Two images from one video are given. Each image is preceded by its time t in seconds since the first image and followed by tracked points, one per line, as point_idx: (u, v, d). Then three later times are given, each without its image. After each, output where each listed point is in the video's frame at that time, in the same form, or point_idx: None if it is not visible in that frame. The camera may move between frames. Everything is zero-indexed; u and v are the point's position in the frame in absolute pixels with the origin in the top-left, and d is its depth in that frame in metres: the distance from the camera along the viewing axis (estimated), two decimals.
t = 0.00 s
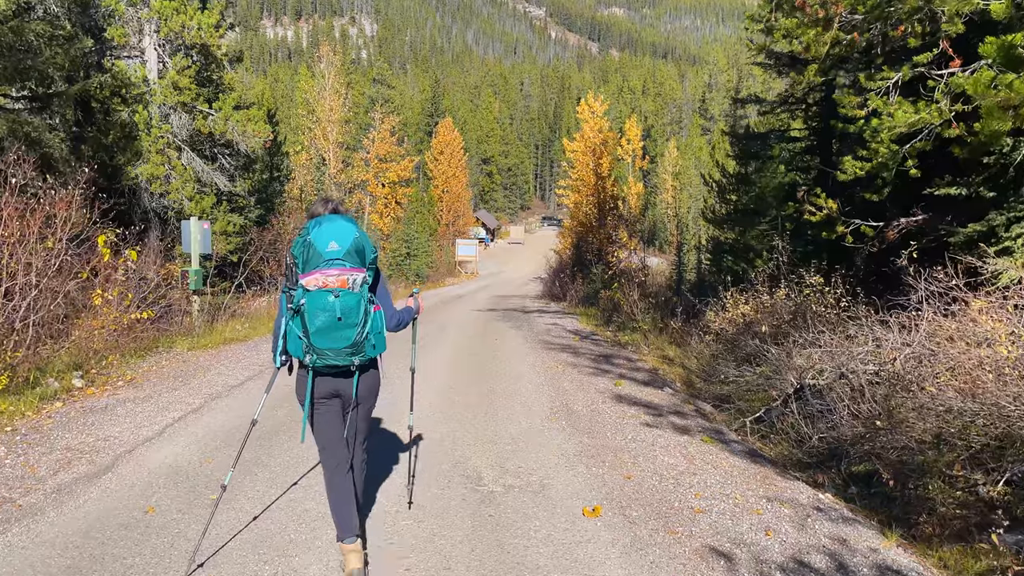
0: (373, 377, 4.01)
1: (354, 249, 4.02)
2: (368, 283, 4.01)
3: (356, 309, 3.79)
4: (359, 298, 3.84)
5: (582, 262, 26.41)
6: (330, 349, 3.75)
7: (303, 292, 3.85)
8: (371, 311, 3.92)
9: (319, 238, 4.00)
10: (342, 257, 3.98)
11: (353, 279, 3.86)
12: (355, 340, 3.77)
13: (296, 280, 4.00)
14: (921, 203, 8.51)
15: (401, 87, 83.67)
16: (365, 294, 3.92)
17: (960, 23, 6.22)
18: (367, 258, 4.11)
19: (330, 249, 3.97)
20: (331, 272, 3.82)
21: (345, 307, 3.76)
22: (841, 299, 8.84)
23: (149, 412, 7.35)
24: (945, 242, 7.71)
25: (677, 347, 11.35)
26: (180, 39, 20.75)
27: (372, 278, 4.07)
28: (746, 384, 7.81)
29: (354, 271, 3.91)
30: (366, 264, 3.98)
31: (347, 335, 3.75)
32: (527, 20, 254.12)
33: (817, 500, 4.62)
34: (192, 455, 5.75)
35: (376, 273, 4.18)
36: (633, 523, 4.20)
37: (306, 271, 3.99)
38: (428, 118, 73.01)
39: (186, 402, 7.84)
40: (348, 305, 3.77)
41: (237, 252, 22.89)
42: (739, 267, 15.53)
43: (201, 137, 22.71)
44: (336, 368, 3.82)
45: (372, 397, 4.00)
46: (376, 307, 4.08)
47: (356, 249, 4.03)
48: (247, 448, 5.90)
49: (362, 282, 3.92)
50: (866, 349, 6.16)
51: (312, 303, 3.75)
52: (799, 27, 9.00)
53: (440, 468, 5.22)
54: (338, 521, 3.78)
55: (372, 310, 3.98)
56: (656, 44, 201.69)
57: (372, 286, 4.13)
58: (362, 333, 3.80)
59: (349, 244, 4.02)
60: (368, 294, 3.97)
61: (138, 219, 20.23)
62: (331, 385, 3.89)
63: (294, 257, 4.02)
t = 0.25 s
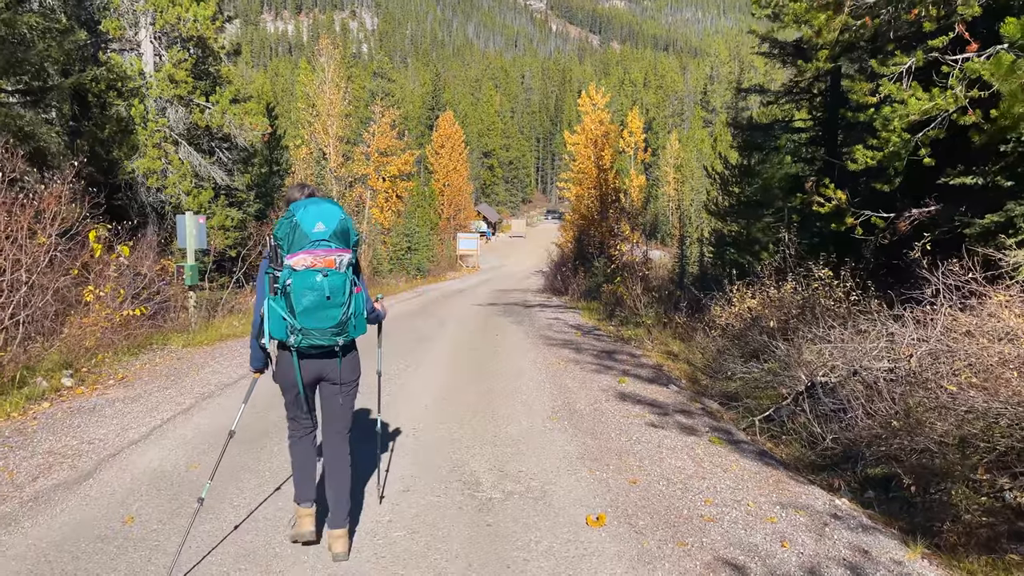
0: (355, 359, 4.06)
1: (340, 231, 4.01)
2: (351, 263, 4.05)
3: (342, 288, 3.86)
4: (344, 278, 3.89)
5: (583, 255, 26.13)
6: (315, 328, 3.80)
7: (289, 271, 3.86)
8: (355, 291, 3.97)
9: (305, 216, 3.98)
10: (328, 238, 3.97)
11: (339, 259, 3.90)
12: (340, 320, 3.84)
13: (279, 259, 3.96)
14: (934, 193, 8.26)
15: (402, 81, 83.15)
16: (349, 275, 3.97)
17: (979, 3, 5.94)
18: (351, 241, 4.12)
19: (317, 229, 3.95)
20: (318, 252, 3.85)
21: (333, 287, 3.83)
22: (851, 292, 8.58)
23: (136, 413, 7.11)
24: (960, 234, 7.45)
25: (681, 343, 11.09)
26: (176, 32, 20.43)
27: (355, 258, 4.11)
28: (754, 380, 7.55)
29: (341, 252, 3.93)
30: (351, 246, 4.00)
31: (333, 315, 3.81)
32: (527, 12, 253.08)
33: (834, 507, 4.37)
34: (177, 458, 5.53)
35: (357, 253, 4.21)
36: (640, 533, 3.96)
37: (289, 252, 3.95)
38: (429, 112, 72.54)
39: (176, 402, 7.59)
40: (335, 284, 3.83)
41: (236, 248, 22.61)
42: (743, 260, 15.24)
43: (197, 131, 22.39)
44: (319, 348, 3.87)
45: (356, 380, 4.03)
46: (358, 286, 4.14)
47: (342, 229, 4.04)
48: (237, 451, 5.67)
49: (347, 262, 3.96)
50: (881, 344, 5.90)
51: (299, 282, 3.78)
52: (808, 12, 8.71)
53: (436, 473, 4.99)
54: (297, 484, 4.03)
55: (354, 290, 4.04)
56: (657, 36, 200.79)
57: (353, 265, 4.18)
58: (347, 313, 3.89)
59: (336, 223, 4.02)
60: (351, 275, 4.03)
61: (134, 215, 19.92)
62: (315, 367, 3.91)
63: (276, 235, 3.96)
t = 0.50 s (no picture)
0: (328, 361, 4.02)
1: (306, 240, 3.91)
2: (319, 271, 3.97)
3: (310, 298, 3.78)
4: (311, 288, 3.82)
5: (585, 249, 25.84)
6: (284, 338, 3.75)
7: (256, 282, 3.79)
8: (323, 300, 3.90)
9: (270, 226, 3.88)
10: (294, 248, 3.87)
11: (306, 269, 3.82)
12: (309, 329, 3.78)
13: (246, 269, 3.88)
14: (948, 180, 8.01)
15: (402, 74, 82.66)
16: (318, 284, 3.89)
17: None
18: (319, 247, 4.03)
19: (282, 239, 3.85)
20: (284, 263, 3.76)
21: (299, 298, 3.74)
22: (862, 284, 8.32)
23: (121, 413, 6.85)
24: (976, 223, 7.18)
25: (686, 337, 10.82)
26: (171, 23, 20.11)
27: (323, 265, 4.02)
28: (763, 375, 7.29)
29: (308, 262, 3.83)
30: (318, 255, 3.91)
31: (300, 325, 3.75)
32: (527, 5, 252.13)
33: (851, 512, 4.10)
34: (160, 460, 5.28)
35: (326, 259, 4.13)
36: (646, 541, 3.71)
37: (256, 261, 3.87)
38: (429, 105, 72.11)
39: (163, 401, 7.34)
40: (302, 295, 3.75)
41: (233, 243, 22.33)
42: (748, 252, 14.94)
43: (194, 125, 22.08)
44: (288, 357, 3.82)
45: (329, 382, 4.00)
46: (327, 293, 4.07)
47: (309, 238, 3.94)
48: (222, 454, 5.44)
49: (315, 271, 3.88)
50: (895, 338, 5.64)
51: (265, 293, 3.71)
52: None
53: (430, 476, 4.73)
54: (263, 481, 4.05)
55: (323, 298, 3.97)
56: (658, 29, 199.92)
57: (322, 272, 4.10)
58: (315, 322, 3.82)
59: (302, 232, 3.92)
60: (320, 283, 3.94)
61: (130, 210, 19.55)
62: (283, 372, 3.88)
63: (245, 244, 3.89)
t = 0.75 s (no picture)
0: (296, 351, 4.27)
1: (276, 223, 4.15)
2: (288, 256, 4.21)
3: (275, 280, 4.01)
4: (277, 270, 4.05)
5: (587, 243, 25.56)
6: (250, 318, 3.98)
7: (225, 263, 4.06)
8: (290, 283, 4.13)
9: (242, 211, 4.14)
10: (263, 230, 4.13)
11: (273, 252, 4.05)
12: (274, 310, 4.00)
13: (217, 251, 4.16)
14: (963, 172, 7.75)
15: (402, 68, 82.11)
16: (286, 267, 4.12)
17: None
18: (290, 232, 4.25)
19: (252, 222, 4.11)
20: (251, 245, 4.01)
21: (264, 279, 3.98)
22: (873, 279, 8.07)
23: (109, 417, 6.63)
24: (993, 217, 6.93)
25: (691, 334, 10.56)
26: (168, 16, 19.80)
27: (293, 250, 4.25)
28: (773, 375, 7.04)
29: (275, 244, 4.08)
30: (287, 238, 4.15)
31: (265, 306, 3.97)
32: None
33: (875, 526, 3.86)
34: (145, 468, 5.06)
35: (298, 246, 4.36)
36: (655, 558, 3.48)
37: (227, 243, 4.15)
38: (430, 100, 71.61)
39: (152, 405, 7.10)
40: (266, 277, 3.99)
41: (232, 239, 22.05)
42: (754, 246, 14.67)
43: (191, 120, 21.78)
44: (255, 339, 4.05)
45: (295, 372, 4.26)
46: (297, 278, 4.29)
47: (278, 221, 4.18)
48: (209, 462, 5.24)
49: (283, 255, 4.11)
50: (912, 337, 5.41)
51: (232, 273, 3.96)
52: None
53: (425, 486, 4.50)
54: (247, 491, 3.93)
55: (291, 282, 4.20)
56: (659, 22, 199.01)
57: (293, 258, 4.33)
58: (281, 304, 4.04)
59: (272, 217, 4.17)
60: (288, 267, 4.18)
61: (127, 207, 19.24)
62: (252, 355, 4.09)
63: (217, 228, 4.16)
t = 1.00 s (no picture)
0: (291, 354, 4.21)
1: (275, 235, 4.07)
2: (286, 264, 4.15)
3: (272, 292, 3.99)
4: (275, 281, 4.01)
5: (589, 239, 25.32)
6: (246, 326, 3.98)
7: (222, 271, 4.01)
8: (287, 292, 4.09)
9: (240, 218, 4.05)
10: (262, 241, 4.05)
11: (270, 263, 4.00)
12: (270, 321, 3.99)
13: (214, 258, 4.08)
14: (978, 162, 7.56)
15: (402, 64, 81.77)
16: (283, 276, 4.08)
17: None
18: (289, 242, 4.17)
19: (250, 232, 4.02)
20: (249, 257, 3.96)
21: (261, 291, 3.96)
22: (885, 273, 7.84)
23: (99, 419, 6.41)
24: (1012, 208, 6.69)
25: (697, 330, 10.35)
26: (163, 11, 19.51)
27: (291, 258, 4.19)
28: (784, 373, 6.82)
29: (273, 255, 4.03)
30: (286, 250, 4.08)
31: (261, 316, 3.96)
32: None
33: (902, 536, 3.63)
34: (134, 473, 4.85)
35: (296, 252, 4.28)
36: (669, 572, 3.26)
37: (224, 251, 4.06)
38: (430, 95, 71.43)
39: (143, 405, 6.89)
40: (263, 288, 3.96)
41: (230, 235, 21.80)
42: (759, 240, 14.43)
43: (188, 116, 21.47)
44: (251, 344, 4.05)
45: (289, 374, 4.21)
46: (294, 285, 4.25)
47: (277, 231, 4.09)
48: (200, 466, 5.05)
49: (281, 265, 4.05)
50: (932, 333, 5.21)
51: (230, 284, 3.94)
52: None
53: (424, 492, 4.29)
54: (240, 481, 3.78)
55: (288, 291, 4.16)
56: (659, 17, 198.58)
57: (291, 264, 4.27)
58: (278, 313, 4.03)
59: (270, 227, 4.08)
60: (286, 275, 4.13)
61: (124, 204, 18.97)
62: (249, 358, 4.08)
63: (214, 234, 4.07)
